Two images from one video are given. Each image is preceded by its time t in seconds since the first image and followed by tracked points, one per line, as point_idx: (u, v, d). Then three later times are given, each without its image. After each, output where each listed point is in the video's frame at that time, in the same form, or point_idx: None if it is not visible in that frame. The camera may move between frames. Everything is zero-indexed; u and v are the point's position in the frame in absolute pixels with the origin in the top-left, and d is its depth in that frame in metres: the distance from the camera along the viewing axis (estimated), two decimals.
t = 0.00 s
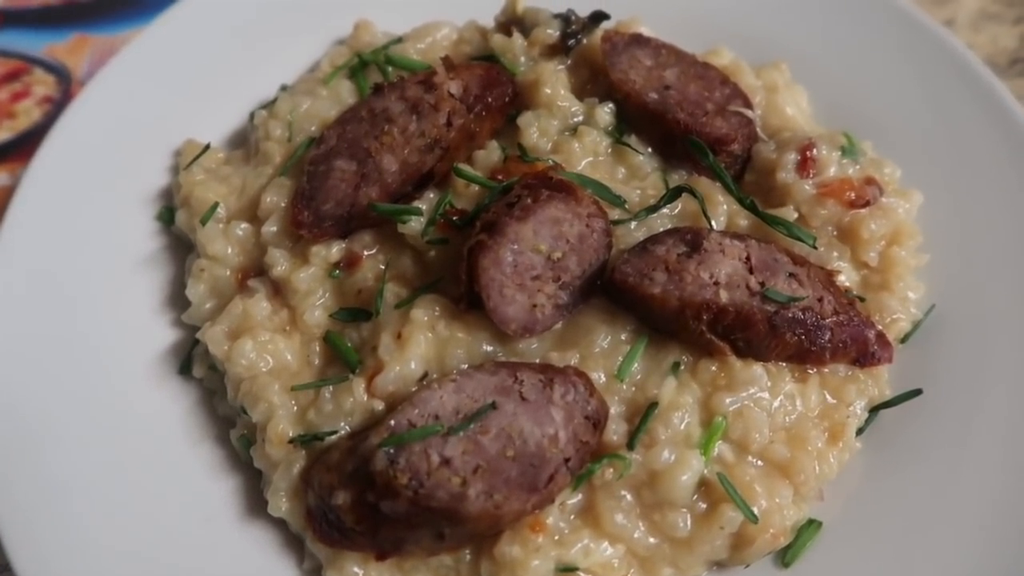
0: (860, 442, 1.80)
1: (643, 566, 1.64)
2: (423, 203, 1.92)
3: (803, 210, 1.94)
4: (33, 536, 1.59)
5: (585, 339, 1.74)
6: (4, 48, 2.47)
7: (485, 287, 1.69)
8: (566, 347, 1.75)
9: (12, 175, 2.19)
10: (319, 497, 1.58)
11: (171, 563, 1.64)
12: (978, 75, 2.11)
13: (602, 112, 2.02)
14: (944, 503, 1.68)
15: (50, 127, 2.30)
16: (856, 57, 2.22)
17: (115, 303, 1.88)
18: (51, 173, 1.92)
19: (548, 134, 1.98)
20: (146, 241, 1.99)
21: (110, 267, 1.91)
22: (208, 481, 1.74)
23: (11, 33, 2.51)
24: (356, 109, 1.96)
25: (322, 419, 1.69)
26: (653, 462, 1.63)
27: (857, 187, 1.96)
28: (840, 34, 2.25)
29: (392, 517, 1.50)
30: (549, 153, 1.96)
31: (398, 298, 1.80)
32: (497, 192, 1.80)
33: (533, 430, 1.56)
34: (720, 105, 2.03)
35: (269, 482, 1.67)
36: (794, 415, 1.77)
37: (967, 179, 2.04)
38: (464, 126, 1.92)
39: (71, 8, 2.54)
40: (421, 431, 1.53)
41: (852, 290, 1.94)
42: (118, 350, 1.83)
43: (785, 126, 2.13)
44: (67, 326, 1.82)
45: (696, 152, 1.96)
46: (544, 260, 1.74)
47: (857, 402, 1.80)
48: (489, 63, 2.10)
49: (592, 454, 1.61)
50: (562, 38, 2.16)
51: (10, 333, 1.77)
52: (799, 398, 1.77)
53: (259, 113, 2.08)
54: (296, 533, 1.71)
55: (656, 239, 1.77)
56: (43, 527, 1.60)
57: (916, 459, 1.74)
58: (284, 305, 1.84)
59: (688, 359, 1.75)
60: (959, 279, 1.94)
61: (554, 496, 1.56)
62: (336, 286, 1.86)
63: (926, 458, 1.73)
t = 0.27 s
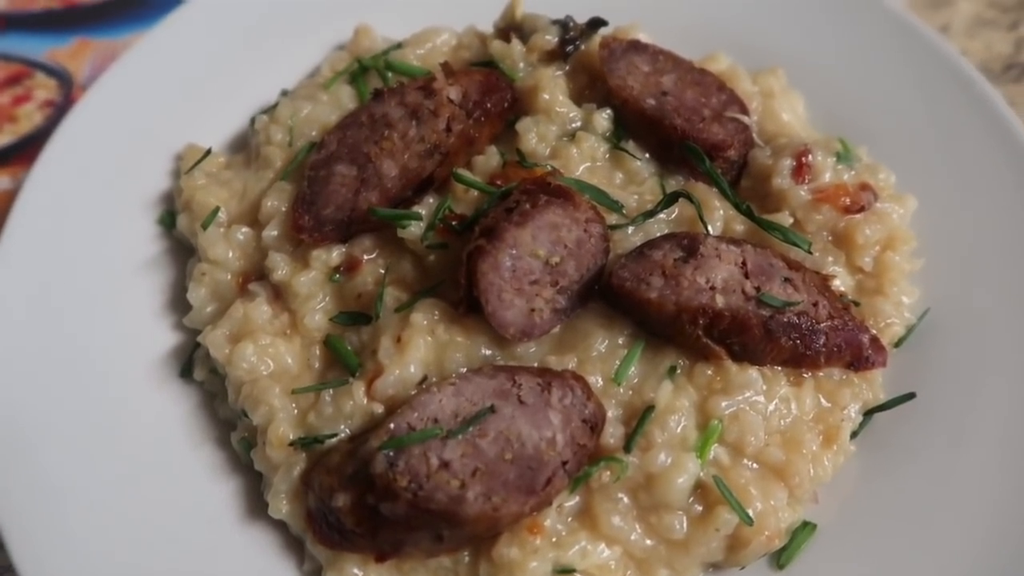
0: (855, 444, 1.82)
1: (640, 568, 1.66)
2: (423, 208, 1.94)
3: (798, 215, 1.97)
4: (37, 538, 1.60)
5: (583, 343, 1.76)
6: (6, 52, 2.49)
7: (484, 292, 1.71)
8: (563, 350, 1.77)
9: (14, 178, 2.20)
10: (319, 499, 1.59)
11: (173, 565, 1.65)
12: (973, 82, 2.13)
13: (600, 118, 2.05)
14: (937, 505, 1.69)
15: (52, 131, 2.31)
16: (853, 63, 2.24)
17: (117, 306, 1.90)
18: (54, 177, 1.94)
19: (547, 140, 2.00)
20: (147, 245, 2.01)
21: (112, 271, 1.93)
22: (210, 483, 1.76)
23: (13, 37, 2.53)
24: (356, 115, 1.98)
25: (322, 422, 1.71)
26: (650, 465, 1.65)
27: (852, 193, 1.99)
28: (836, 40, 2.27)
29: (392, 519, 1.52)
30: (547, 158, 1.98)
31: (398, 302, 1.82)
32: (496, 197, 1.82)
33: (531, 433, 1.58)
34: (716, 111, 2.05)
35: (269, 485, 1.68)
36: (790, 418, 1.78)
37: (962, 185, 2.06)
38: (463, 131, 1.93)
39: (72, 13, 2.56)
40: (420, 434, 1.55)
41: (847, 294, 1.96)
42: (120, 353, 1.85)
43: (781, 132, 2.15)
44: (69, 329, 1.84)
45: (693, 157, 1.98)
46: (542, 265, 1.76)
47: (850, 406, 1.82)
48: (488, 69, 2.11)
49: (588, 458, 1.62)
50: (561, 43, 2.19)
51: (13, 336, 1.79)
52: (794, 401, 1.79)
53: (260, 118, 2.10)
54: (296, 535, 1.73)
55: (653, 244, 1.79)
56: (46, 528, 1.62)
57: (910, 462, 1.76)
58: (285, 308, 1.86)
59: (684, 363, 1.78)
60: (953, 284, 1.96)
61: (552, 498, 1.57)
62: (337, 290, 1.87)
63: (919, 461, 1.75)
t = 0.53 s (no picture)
0: (849, 445, 1.83)
1: (635, 568, 1.67)
2: (419, 210, 1.95)
3: (793, 218, 1.98)
4: (35, 537, 1.61)
5: (578, 344, 1.77)
6: (6, 55, 2.50)
7: (480, 293, 1.72)
8: (559, 352, 1.77)
9: (13, 180, 2.21)
10: (315, 500, 1.60)
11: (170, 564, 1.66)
12: (968, 87, 2.14)
13: (596, 121, 2.05)
14: (930, 506, 1.70)
15: (51, 133, 2.32)
16: (849, 68, 2.25)
17: (115, 307, 1.90)
18: (53, 179, 1.95)
19: (543, 143, 2.01)
20: (145, 246, 2.02)
21: (110, 272, 1.94)
22: (206, 483, 1.76)
23: (12, 40, 2.53)
24: (353, 117, 1.99)
25: (319, 423, 1.72)
26: (645, 465, 1.66)
27: (847, 195, 1.99)
28: (828, 45, 2.28)
29: (388, 519, 1.53)
30: (543, 161, 2.00)
31: (394, 304, 1.84)
32: (492, 199, 1.83)
33: (526, 434, 1.59)
34: (712, 114, 2.06)
35: (266, 485, 1.69)
36: (784, 419, 1.79)
37: (957, 188, 2.07)
38: (459, 134, 1.95)
39: (71, 16, 2.57)
40: (415, 434, 1.56)
41: (841, 296, 1.97)
42: (117, 354, 1.86)
43: (776, 135, 2.16)
44: (67, 330, 1.84)
45: (688, 160, 1.99)
46: (538, 266, 1.77)
47: (845, 407, 1.83)
48: (485, 72, 2.13)
49: (583, 458, 1.63)
50: (557, 47, 2.20)
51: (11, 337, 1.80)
52: (789, 402, 1.80)
53: (258, 121, 2.11)
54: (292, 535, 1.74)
55: (648, 246, 1.80)
56: (44, 528, 1.63)
57: (904, 463, 1.77)
58: (281, 310, 1.87)
59: (679, 364, 1.78)
60: (947, 286, 1.97)
61: (547, 498, 1.58)
62: (334, 292, 1.88)
63: (913, 462, 1.76)
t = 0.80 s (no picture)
0: (850, 441, 1.83)
1: (636, 563, 1.67)
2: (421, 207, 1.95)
3: (794, 214, 1.98)
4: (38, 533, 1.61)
5: (579, 340, 1.77)
6: (8, 53, 2.50)
7: (481, 289, 1.72)
8: (561, 347, 1.78)
9: (15, 178, 2.21)
10: (317, 495, 1.61)
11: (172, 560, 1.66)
12: (968, 84, 2.14)
13: (597, 118, 2.06)
14: (931, 501, 1.71)
15: (53, 131, 2.32)
16: (849, 65, 2.26)
17: (117, 304, 1.91)
18: (55, 176, 1.95)
19: (544, 140, 2.01)
20: (147, 244, 2.03)
21: (112, 270, 1.94)
22: (209, 478, 1.77)
23: (14, 38, 2.54)
24: (354, 115, 2.00)
25: (321, 418, 1.72)
26: (646, 460, 1.66)
27: (847, 192, 2.01)
28: (829, 43, 2.28)
29: (390, 514, 1.53)
30: (545, 158, 2.00)
31: (396, 300, 1.84)
32: (493, 196, 1.83)
33: (528, 429, 1.59)
34: (712, 111, 2.07)
35: (268, 481, 1.69)
36: (785, 415, 1.80)
37: (957, 184, 2.07)
38: (461, 130, 1.95)
39: (73, 14, 2.57)
40: (417, 429, 1.56)
41: (842, 293, 1.98)
42: (119, 351, 1.86)
43: (776, 132, 2.17)
44: (70, 326, 1.85)
45: (689, 157, 2.00)
46: (539, 263, 1.77)
47: (846, 403, 1.83)
48: (486, 70, 2.13)
49: (585, 453, 1.64)
50: (558, 44, 2.20)
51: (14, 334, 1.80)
52: (790, 398, 1.80)
53: (259, 118, 2.11)
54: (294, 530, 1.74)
55: (649, 242, 1.81)
56: (47, 524, 1.63)
57: (904, 458, 1.77)
58: (284, 306, 1.87)
59: (680, 360, 1.79)
60: (947, 283, 1.98)
61: (549, 493, 1.59)
62: (335, 288, 1.89)
63: (914, 458, 1.77)
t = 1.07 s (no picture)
0: (849, 439, 1.85)
1: (637, 560, 1.68)
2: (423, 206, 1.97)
3: (794, 213, 2.00)
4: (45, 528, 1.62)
5: (581, 338, 1.78)
6: (13, 53, 2.51)
7: (483, 288, 1.74)
8: (562, 345, 1.79)
9: (19, 177, 2.22)
10: (321, 491, 1.63)
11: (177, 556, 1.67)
12: (968, 83, 2.16)
13: (598, 117, 2.07)
14: (931, 498, 1.72)
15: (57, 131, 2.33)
16: (850, 65, 2.27)
17: (121, 303, 1.92)
18: (61, 174, 1.96)
19: (546, 139, 2.02)
20: (151, 243, 2.04)
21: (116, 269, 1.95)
22: (213, 476, 1.79)
23: (19, 39, 2.55)
24: (357, 115, 2.01)
25: (324, 416, 1.73)
26: (647, 457, 1.67)
27: (847, 191, 2.02)
28: (832, 44, 2.29)
29: (392, 511, 1.56)
30: (546, 157, 2.01)
31: (399, 299, 1.86)
32: (496, 194, 1.84)
33: (530, 426, 1.60)
34: (713, 111, 2.08)
35: (272, 477, 1.71)
36: (785, 412, 1.81)
37: (957, 183, 2.08)
38: (463, 130, 1.96)
39: (78, 15, 2.59)
40: (421, 426, 1.58)
41: (842, 291, 1.99)
42: (124, 350, 1.87)
43: (777, 131, 2.17)
44: (75, 325, 1.85)
45: (690, 156, 2.01)
46: (541, 261, 1.79)
47: (845, 401, 1.86)
48: (488, 70, 2.14)
49: (586, 450, 1.65)
50: (560, 44, 2.21)
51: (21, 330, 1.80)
52: (790, 396, 1.82)
53: (263, 118, 2.13)
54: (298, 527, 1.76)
55: (650, 241, 1.83)
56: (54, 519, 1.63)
57: (904, 456, 1.78)
58: (287, 305, 1.89)
59: (681, 358, 1.80)
60: (947, 281, 1.99)
61: (551, 490, 1.60)
62: (338, 287, 1.90)
63: (914, 455, 1.78)
